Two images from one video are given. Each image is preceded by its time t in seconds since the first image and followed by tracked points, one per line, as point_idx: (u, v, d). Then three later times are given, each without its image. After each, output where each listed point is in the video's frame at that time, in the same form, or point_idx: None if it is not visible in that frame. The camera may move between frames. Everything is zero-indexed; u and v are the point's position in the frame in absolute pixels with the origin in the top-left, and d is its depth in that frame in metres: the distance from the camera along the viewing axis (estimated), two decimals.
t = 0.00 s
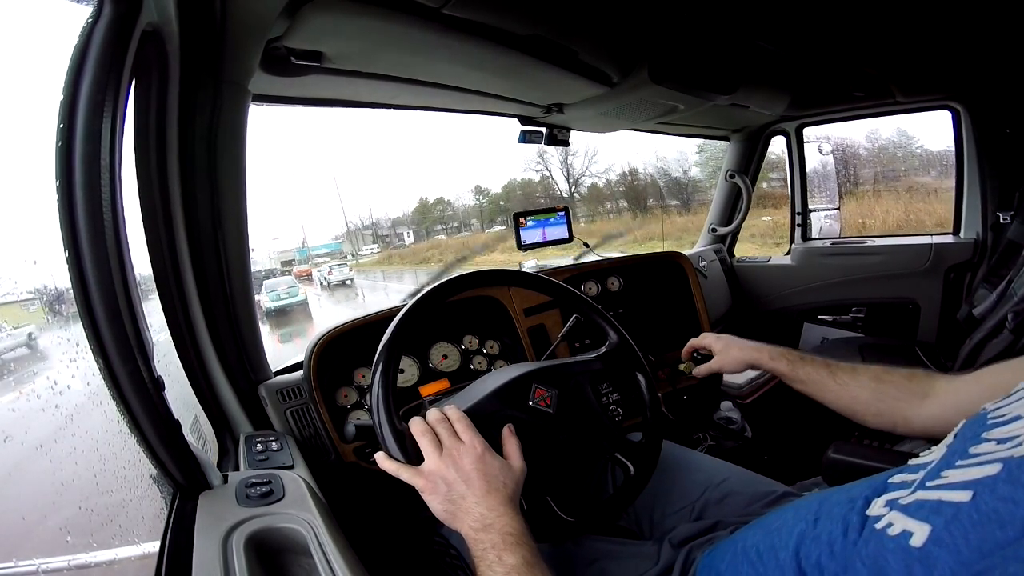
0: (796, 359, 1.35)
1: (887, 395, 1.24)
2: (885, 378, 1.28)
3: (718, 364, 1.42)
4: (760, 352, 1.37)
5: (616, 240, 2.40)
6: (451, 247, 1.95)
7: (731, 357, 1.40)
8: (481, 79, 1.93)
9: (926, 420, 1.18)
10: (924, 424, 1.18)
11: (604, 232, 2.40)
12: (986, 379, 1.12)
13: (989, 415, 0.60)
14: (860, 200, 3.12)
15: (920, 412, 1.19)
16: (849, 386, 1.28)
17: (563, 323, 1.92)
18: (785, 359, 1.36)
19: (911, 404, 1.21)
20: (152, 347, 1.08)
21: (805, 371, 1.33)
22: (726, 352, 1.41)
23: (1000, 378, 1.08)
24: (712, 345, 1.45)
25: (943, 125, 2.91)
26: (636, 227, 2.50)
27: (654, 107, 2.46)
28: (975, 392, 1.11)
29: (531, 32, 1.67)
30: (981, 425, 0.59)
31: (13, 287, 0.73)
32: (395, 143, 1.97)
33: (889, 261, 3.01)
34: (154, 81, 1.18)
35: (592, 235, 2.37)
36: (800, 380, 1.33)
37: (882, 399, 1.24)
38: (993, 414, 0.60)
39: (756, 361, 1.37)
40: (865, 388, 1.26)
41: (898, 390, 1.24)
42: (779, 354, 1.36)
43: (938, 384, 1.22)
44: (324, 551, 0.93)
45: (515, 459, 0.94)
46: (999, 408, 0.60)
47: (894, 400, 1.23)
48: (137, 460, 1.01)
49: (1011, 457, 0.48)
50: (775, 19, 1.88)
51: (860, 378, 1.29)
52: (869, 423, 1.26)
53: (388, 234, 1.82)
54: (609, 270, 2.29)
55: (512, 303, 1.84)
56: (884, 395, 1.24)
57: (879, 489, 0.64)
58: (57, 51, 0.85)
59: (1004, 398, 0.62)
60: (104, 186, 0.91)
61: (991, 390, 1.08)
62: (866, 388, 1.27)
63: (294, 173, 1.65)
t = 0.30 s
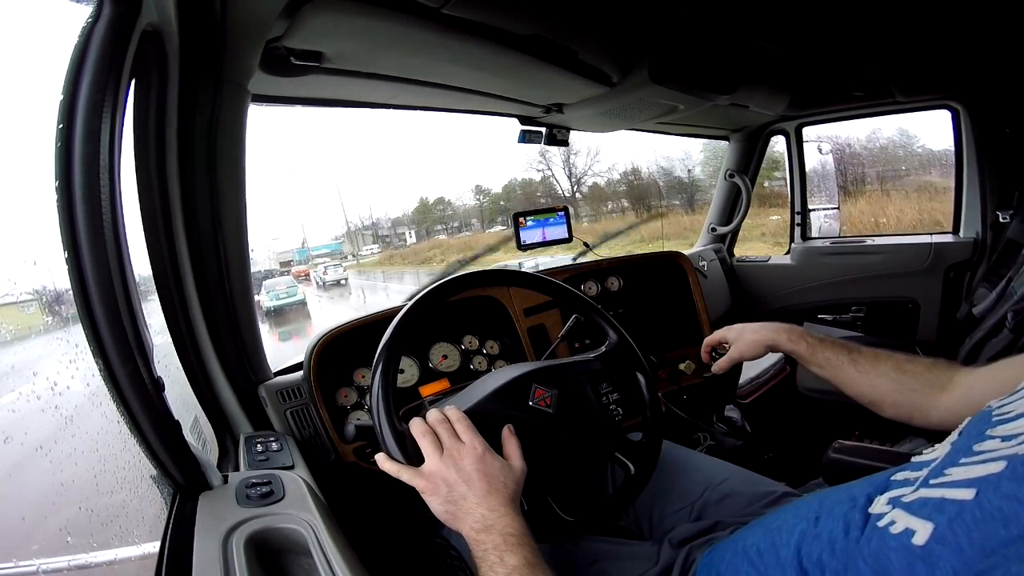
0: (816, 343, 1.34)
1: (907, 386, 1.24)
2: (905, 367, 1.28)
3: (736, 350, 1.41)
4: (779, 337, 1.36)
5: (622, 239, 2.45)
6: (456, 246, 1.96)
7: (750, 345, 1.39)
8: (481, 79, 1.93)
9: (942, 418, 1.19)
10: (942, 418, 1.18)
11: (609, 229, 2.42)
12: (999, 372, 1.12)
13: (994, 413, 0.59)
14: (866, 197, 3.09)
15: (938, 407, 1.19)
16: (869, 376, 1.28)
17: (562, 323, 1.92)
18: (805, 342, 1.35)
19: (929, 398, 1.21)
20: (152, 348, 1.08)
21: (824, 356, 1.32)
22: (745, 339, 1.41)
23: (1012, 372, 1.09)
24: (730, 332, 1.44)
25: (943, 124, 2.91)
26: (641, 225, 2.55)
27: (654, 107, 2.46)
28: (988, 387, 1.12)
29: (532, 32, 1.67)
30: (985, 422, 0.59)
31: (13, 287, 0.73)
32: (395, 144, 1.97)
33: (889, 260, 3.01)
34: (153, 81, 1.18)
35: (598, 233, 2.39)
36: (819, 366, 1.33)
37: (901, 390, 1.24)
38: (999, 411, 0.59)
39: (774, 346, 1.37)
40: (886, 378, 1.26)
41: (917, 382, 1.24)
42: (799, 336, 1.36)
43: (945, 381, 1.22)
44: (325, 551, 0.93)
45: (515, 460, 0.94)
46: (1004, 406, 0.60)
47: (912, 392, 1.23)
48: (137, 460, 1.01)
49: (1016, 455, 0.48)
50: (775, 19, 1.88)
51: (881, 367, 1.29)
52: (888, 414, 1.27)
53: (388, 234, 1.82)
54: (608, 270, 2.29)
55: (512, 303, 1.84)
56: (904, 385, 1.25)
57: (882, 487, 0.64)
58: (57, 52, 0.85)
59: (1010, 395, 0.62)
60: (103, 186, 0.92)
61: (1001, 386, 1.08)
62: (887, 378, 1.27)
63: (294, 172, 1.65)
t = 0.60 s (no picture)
0: (816, 347, 1.34)
1: (907, 391, 1.25)
2: (904, 372, 1.28)
3: (736, 354, 1.40)
4: (780, 340, 1.36)
5: (629, 239, 2.46)
6: (461, 245, 1.96)
7: (751, 347, 1.38)
8: (481, 79, 1.93)
9: (944, 420, 1.18)
10: (942, 423, 1.18)
11: (616, 229, 2.44)
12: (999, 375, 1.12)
13: (997, 414, 0.59)
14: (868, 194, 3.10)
15: (938, 411, 1.19)
16: (868, 381, 1.28)
17: (563, 323, 1.92)
18: (805, 346, 1.35)
19: (928, 402, 1.21)
20: (152, 347, 1.09)
21: (823, 360, 1.33)
22: (745, 341, 1.40)
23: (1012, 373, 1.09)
24: (730, 335, 1.43)
25: (943, 124, 2.91)
26: (648, 225, 2.58)
27: (654, 107, 2.46)
28: (988, 390, 1.12)
29: (531, 32, 1.67)
30: (986, 423, 0.59)
31: (13, 286, 0.73)
32: (395, 144, 1.97)
33: (890, 260, 3.01)
34: (153, 80, 1.18)
35: (603, 231, 2.40)
36: (819, 369, 1.33)
37: (901, 395, 1.24)
38: (1000, 412, 0.59)
39: (774, 348, 1.36)
40: (884, 383, 1.27)
41: (916, 387, 1.24)
42: (800, 340, 1.36)
43: (946, 386, 1.22)
44: (325, 551, 0.93)
45: (516, 460, 0.93)
46: (1005, 407, 0.60)
47: (912, 397, 1.23)
48: (137, 460, 1.01)
49: (1018, 456, 0.48)
50: (775, 19, 1.89)
51: (880, 371, 1.29)
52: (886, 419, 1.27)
53: (388, 234, 1.82)
54: (609, 270, 2.29)
55: (512, 303, 1.84)
56: (903, 390, 1.25)
57: (883, 488, 0.64)
58: (57, 52, 0.85)
59: (1012, 396, 0.62)
60: (104, 186, 0.92)
61: (1003, 388, 1.07)
62: (885, 382, 1.27)
63: (297, 171, 1.67)
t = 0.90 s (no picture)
0: (798, 351, 1.36)
1: (889, 387, 1.24)
2: (885, 368, 1.28)
3: (724, 361, 1.41)
4: (764, 347, 1.36)
5: (637, 237, 2.44)
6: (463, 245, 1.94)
7: (738, 353, 1.39)
8: (481, 79, 1.93)
9: (932, 412, 1.17)
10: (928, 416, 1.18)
11: (622, 229, 2.41)
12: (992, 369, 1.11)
13: (996, 412, 0.59)
14: (857, 197, 3.12)
15: (922, 405, 1.19)
16: (851, 378, 1.28)
17: (563, 323, 1.92)
18: (788, 352, 1.36)
19: (912, 397, 1.21)
20: (152, 347, 1.08)
21: (807, 364, 1.33)
22: (731, 347, 1.41)
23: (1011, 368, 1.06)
24: (717, 340, 1.44)
25: (943, 125, 2.91)
26: (653, 224, 2.57)
27: (654, 107, 2.46)
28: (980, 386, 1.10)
29: (532, 32, 1.67)
30: (987, 422, 0.59)
31: (12, 287, 0.73)
32: (396, 143, 1.97)
33: (889, 260, 3.02)
34: (154, 80, 1.18)
35: (608, 230, 2.37)
36: (803, 372, 1.33)
37: (884, 391, 1.24)
38: (1000, 411, 0.59)
39: (759, 354, 1.37)
40: (867, 379, 1.27)
41: (899, 382, 1.24)
42: (783, 347, 1.36)
43: (927, 381, 1.22)
44: (325, 551, 0.93)
45: (517, 460, 0.94)
46: (1006, 405, 0.60)
47: (895, 392, 1.23)
48: (137, 460, 1.01)
49: (1020, 452, 0.48)
50: (776, 19, 1.88)
51: (861, 368, 1.29)
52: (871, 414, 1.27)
53: (389, 233, 1.80)
54: (608, 270, 2.29)
55: (512, 303, 1.84)
56: (886, 386, 1.25)
57: (884, 485, 0.64)
58: (58, 52, 0.85)
59: (1012, 393, 0.62)
60: (104, 186, 0.92)
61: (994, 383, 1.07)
62: (868, 379, 1.27)
63: (296, 169, 1.67)
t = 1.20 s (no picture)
0: (766, 346, 1.36)
1: (851, 373, 1.25)
2: (847, 355, 1.28)
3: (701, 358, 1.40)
4: (736, 344, 1.37)
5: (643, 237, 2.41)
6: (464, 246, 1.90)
7: (714, 351, 1.38)
8: (481, 79, 1.93)
9: (894, 395, 1.18)
10: (892, 398, 1.18)
11: (628, 228, 2.37)
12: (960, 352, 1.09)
13: (985, 417, 0.59)
14: (858, 198, 3.11)
15: (883, 388, 1.19)
16: (813, 366, 1.29)
17: (562, 323, 1.92)
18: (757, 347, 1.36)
19: (876, 381, 1.21)
20: (152, 347, 1.08)
21: (774, 356, 1.34)
22: (704, 345, 1.41)
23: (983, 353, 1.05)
24: (693, 340, 1.43)
25: (942, 124, 2.91)
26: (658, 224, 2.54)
27: (654, 107, 2.46)
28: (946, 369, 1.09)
29: (532, 32, 1.67)
30: (977, 426, 0.59)
31: (11, 287, 0.73)
32: (395, 144, 1.97)
33: (889, 260, 3.02)
34: (153, 80, 1.18)
35: (614, 230, 2.35)
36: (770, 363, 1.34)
37: (846, 376, 1.25)
38: (988, 415, 0.59)
39: (732, 353, 1.37)
40: (829, 365, 1.28)
41: (862, 366, 1.24)
42: (752, 343, 1.37)
43: (890, 364, 1.22)
44: (325, 551, 0.93)
45: (518, 460, 0.94)
46: (994, 409, 0.60)
47: (858, 376, 1.23)
48: (137, 460, 1.01)
49: (1008, 459, 0.48)
50: (775, 19, 1.89)
51: (823, 356, 1.30)
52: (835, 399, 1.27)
53: (389, 233, 1.79)
54: (608, 270, 2.30)
55: (512, 303, 1.84)
56: (847, 370, 1.25)
57: (876, 490, 0.64)
58: (57, 51, 0.85)
59: (999, 396, 0.62)
60: (103, 186, 0.92)
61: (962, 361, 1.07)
62: (829, 366, 1.28)
63: (295, 169, 1.66)
